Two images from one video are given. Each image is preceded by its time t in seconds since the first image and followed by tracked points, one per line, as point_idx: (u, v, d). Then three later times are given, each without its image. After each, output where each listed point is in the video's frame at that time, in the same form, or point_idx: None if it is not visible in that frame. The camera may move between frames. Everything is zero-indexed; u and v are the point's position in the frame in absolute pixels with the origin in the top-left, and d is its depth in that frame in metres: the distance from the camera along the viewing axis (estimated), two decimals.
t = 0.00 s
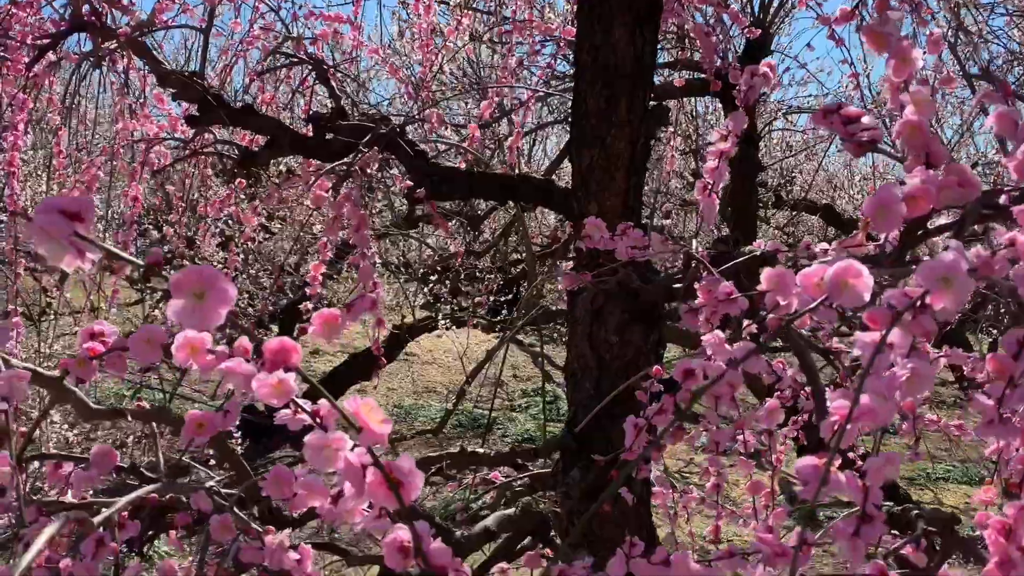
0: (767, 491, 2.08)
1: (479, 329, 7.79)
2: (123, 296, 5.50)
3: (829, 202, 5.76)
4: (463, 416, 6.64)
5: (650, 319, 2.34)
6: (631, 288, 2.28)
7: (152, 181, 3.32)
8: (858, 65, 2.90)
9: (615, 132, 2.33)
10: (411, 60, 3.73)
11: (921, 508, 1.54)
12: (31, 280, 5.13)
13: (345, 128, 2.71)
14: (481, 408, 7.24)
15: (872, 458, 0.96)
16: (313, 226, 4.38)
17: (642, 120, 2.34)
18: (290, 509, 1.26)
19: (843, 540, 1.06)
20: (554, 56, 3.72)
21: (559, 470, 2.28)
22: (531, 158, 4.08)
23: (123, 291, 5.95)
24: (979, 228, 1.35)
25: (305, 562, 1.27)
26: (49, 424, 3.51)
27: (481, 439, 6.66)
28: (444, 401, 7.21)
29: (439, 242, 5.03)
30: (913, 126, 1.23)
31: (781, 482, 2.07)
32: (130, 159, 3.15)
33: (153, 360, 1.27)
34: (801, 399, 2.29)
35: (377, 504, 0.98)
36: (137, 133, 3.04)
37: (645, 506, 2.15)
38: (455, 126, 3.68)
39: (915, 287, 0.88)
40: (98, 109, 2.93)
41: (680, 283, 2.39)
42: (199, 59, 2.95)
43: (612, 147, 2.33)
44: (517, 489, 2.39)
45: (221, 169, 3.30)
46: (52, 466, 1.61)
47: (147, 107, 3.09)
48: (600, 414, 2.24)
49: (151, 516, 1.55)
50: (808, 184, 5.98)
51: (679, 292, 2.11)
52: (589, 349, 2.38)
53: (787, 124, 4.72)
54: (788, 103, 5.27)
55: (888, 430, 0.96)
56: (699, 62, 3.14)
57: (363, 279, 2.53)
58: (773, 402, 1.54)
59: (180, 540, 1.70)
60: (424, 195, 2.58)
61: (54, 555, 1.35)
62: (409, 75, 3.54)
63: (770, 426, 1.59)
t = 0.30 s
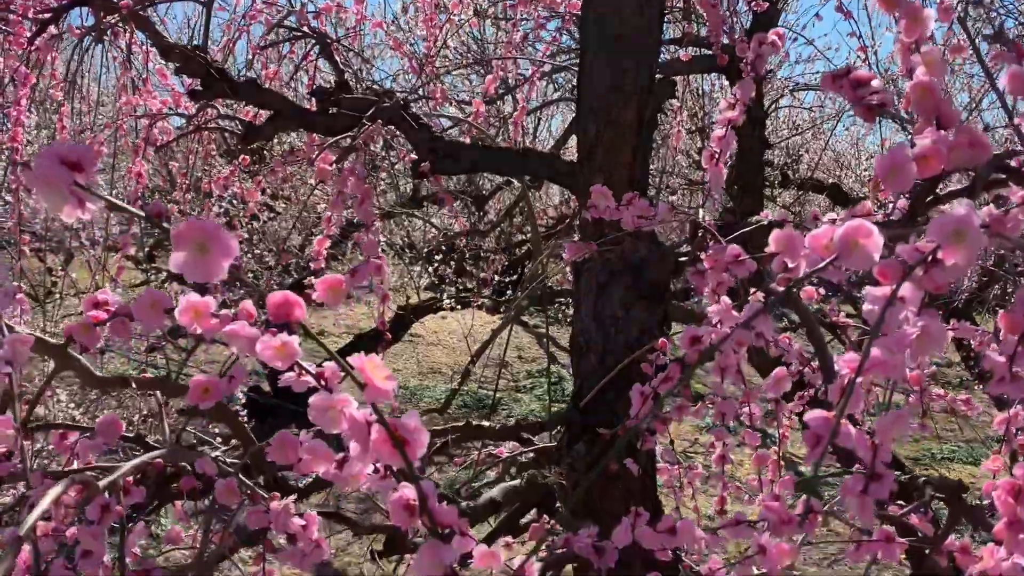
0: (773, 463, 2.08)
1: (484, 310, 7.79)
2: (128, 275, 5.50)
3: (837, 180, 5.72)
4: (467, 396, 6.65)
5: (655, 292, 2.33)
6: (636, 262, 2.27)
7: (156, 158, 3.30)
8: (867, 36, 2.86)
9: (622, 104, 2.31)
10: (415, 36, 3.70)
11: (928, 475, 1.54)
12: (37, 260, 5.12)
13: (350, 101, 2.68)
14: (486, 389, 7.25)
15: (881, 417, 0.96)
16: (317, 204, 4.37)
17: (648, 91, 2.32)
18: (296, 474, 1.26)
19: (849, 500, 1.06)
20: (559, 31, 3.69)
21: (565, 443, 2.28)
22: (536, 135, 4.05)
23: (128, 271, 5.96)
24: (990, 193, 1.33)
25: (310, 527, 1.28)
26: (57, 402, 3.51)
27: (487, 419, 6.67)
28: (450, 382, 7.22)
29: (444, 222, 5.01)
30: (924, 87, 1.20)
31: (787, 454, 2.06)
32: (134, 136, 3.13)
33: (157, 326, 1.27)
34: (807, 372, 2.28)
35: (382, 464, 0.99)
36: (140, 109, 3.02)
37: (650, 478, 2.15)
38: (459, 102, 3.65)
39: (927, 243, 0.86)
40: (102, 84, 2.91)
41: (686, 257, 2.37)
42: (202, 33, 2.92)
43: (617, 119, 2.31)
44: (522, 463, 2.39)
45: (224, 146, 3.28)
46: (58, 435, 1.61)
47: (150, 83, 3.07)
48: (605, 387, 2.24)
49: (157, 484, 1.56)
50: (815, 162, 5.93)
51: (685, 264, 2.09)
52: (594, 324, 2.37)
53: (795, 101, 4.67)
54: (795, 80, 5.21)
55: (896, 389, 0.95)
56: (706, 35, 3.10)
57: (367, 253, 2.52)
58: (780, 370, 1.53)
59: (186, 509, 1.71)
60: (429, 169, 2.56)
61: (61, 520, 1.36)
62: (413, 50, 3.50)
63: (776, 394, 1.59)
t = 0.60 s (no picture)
0: (780, 438, 2.07)
1: (488, 294, 7.78)
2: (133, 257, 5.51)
3: (844, 162, 5.69)
4: (472, 380, 6.65)
5: (662, 270, 2.31)
6: (643, 237, 2.25)
7: (159, 137, 3.29)
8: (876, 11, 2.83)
9: (628, 80, 2.29)
10: (418, 14, 3.68)
11: (937, 445, 1.53)
12: (42, 244, 5.12)
13: (353, 78, 2.67)
14: (491, 373, 7.25)
15: (895, 377, 0.94)
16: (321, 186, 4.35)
17: (654, 66, 2.31)
18: (302, 441, 1.26)
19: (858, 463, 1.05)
20: (564, 8, 3.65)
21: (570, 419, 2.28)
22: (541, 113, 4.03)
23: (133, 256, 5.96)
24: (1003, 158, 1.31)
25: (316, 495, 1.27)
26: (62, 382, 3.52)
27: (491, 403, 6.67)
28: (454, 366, 7.22)
29: (448, 204, 4.99)
30: (937, 50, 1.18)
31: (793, 429, 2.05)
32: (137, 114, 3.11)
33: (161, 293, 1.26)
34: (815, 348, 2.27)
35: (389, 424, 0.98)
36: (143, 87, 3.01)
37: (656, 454, 2.15)
38: (463, 80, 3.62)
39: (941, 197, 0.85)
40: (105, 62, 2.89)
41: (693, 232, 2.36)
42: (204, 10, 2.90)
43: (624, 93, 2.29)
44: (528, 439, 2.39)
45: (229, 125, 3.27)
46: (63, 406, 1.61)
47: (153, 61, 3.05)
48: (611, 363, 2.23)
49: (162, 454, 1.56)
50: (821, 144, 5.90)
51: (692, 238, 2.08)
52: (600, 301, 2.36)
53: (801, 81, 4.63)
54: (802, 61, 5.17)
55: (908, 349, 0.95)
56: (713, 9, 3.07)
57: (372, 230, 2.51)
58: (788, 340, 1.53)
59: (192, 480, 1.71)
60: (434, 146, 2.54)
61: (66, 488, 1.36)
62: (417, 28, 3.48)
63: (783, 365, 1.58)
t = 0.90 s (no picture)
0: (788, 414, 2.06)
1: (493, 280, 7.76)
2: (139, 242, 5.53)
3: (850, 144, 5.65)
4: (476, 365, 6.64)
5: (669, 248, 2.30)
6: (651, 215, 2.24)
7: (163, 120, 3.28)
8: None
9: (635, 56, 2.27)
10: None
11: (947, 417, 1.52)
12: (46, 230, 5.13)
13: (357, 57, 2.65)
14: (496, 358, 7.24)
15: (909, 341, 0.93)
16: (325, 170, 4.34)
17: (661, 42, 2.29)
18: (311, 413, 1.26)
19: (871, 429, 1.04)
20: None
21: (577, 397, 2.28)
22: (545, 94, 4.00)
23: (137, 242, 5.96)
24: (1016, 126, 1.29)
25: (326, 468, 1.27)
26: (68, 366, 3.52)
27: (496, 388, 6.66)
28: (459, 351, 7.21)
29: (451, 188, 4.97)
30: (949, 16, 1.16)
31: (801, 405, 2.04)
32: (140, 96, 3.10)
33: (168, 265, 1.26)
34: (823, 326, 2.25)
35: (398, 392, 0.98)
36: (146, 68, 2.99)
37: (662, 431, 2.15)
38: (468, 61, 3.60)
39: (955, 156, 0.84)
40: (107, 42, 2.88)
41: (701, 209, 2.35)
42: None
43: (630, 71, 2.27)
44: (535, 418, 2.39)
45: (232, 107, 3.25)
46: (72, 382, 1.61)
47: (156, 42, 3.04)
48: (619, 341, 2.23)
49: (172, 429, 1.56)
50: (828, 127, 5.86)
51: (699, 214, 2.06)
52: (606, 279, 2.35)
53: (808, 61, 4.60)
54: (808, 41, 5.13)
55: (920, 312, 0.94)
56: None
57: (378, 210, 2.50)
58: (797, 313, 1.51)
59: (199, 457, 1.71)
60: (439, 125, 2.53)
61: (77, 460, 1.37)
62: (421, 9, 3.46)
63: (791, 339, 1.57)
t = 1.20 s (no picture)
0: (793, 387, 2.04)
1: (497, 264, 7.72)
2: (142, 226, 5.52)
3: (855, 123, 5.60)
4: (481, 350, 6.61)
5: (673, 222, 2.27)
6: (655, 188, 2.21)
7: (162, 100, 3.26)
8: None
9: (637, 27, 2.24)
10: None
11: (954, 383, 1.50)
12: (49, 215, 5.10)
13: (355, 32, 2.62)
14: (501, 342, 7.21)
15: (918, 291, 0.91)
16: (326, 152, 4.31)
17: (664, 13, 2.25)
18: (312, 381, 1.25)
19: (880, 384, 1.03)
20: None
21: (581, 371, 2.27)
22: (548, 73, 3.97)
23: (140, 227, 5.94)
24: None
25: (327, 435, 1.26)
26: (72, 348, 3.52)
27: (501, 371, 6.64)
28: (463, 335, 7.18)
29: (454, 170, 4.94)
30: None
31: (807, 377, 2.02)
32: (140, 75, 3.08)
33: (166, 233, 1.25)
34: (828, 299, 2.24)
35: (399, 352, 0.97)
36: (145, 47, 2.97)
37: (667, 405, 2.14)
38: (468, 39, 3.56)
39: (965, 101, 0.82)
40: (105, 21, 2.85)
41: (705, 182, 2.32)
42: None
43: (633, 42, 2.25)
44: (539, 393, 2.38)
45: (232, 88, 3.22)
46: (73, 355, 1.61)
47: (154, 21, 3.01)
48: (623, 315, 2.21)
49: (173, 402, 1.55)
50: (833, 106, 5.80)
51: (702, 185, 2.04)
52: (609, 253, 2.33)
53: (813, 38, 4.54)
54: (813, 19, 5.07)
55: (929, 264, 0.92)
56: None
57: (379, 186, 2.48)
58: (803, 279, 1.49)
59: (202, 432, 1.70)
60: (440, 100, 2.50)
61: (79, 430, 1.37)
62: None
63: (797, 306, 1.56)
